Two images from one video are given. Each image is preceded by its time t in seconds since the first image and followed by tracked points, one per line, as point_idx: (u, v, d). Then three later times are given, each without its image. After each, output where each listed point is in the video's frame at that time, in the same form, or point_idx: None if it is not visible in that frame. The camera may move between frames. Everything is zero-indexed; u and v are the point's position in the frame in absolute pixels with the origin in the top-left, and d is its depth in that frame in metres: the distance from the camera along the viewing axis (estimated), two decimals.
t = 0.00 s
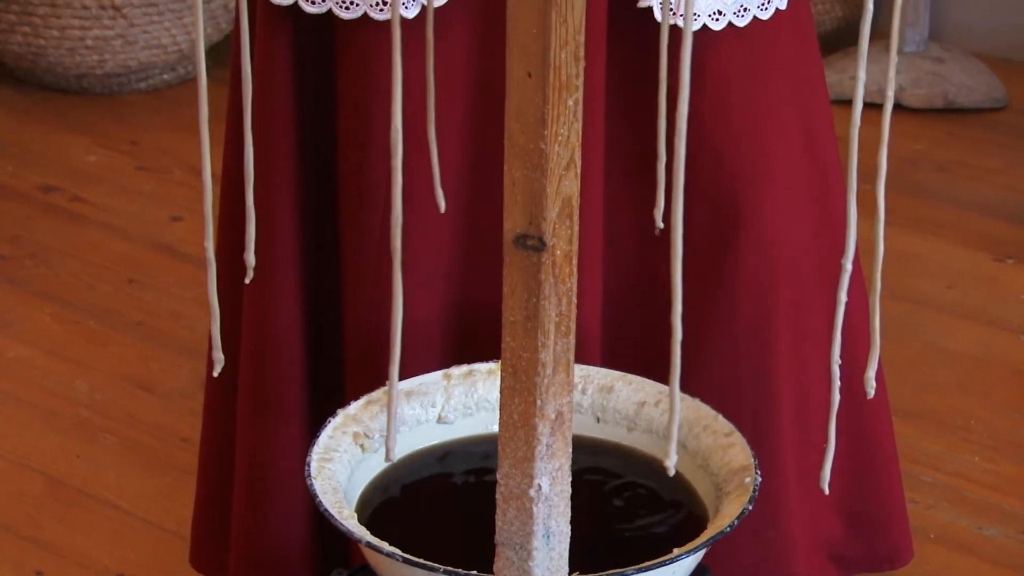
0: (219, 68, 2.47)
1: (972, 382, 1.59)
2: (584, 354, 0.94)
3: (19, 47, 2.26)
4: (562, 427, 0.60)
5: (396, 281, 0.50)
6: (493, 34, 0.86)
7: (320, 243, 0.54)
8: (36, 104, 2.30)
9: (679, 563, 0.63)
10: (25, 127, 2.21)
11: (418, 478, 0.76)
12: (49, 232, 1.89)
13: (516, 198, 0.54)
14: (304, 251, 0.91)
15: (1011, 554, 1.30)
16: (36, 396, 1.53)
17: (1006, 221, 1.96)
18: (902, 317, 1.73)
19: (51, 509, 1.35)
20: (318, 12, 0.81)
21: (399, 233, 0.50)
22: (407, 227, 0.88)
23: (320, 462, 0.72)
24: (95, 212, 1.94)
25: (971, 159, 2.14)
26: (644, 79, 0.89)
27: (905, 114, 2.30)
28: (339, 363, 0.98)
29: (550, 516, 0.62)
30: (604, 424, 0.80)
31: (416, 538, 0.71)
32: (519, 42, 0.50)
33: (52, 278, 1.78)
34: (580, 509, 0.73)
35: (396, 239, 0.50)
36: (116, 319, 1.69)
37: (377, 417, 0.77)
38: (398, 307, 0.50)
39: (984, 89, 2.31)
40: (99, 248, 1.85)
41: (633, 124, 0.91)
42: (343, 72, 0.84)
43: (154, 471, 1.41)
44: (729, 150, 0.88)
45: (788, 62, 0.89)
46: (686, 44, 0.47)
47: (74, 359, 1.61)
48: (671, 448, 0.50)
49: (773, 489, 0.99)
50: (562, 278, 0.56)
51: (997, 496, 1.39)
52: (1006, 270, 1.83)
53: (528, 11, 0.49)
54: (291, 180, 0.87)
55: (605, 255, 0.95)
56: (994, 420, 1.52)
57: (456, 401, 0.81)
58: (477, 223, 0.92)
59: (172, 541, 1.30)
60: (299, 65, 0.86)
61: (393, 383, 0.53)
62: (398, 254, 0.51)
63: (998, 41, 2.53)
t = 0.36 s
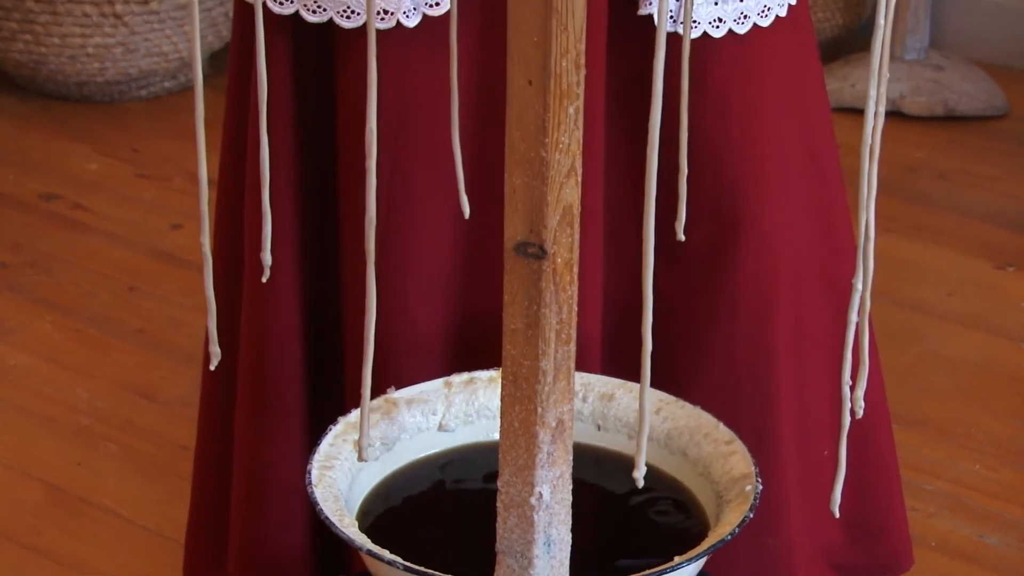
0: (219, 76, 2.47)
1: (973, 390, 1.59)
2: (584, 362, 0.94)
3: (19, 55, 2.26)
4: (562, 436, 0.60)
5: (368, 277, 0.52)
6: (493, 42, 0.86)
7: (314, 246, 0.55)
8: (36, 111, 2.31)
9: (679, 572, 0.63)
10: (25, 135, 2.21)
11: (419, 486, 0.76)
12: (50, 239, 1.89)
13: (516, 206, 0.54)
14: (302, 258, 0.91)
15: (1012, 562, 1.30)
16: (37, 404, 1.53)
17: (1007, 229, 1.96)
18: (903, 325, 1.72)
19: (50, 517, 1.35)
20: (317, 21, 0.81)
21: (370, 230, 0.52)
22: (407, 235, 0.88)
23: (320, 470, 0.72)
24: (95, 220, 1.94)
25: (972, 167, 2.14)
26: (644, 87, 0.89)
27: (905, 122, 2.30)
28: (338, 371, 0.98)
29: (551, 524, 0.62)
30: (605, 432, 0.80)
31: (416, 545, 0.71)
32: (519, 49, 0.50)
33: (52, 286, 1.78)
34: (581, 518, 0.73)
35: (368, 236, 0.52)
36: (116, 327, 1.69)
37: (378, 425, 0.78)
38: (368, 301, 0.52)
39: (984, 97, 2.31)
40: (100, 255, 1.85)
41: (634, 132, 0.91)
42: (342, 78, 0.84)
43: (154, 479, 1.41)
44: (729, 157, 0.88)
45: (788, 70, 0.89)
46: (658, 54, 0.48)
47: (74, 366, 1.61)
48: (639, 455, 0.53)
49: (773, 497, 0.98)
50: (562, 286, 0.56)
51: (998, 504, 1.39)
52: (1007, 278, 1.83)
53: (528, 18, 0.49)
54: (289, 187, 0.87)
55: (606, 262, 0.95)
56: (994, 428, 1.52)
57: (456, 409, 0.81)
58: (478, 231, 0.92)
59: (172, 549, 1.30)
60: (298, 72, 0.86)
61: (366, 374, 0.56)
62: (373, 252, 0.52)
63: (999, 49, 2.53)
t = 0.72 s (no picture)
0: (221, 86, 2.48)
1: (974, 400, 1.59)
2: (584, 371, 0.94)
3: (22, 66, 2.27)
4: (564, 445, 0.60)
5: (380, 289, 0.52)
6: (493, 52, 0.86)
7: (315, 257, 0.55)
8: (38, 122, 2.31)
9: None
10: (28, 145, 2.21)
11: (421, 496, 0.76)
12: (52, 250, 1.89)
13: (517, 217, 0.54)
14: (302, 268, 0.91)
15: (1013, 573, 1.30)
16: (38, 414, 1.53)
17: (1009, 239, 1.96)
18: (904, 336, 1.72)
19: (51, 527, 1.35)
20: (316, 31, 0.81)
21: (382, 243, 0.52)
22: (407, 245, 0.88)
23: (321, 480, 0.72)
24: (97, 230, 1.95)
25: (973, 177, 2.14)
26: (643, 98, 0.90)
27: (906, 132, 2.30)
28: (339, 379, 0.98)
29: (552, 534, 0.62)
30: (606, 441, 0.80)
31: (417, 555, 0.71)
32: (520, 60, 0.50)
33: (54, 296, 1.78)
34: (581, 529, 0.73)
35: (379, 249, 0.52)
36: (118, 337, 1.70)
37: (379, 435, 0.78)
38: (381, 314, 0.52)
39: (985, 107, 2.31)
40: (101, 266, 1.86)
41: (634, 142, 0.91)
42: (342, 88, 0.84)
43: (155, 489, 1.41)
44: (730, 167, 0.89)
45: (787, 79, 0.90)
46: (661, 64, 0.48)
47: (75, 377, 1.61)
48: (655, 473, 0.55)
49: (774, 506, 0.98)
50: (564, 296, 0.56)
51: (999, 515, 1.39)
52: (1008, 288, 1.83)
53: (530, 29, 0.49)
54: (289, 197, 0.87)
55: (605, 272, 0.95)
56: (996, 438, 1.52)
57: (458, 418, 0.80)
58: (478, 240, 0.92)
59: (173, 560, 1.30)
60: (297, 82, 0.87)
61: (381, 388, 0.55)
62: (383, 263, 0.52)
63: (1000, 60, 2.53)
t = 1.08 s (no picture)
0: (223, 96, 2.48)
1: (975, 410, 1.59)
2: (586, 380, 0.94)
3: (24, 75, 2.27)
4: (566, 455, 0.60)
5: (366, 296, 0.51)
6: (495, 61, 0.86)
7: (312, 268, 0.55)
8: (40, 131, 2.31)
9: None
10: (30, 155, 2.22)
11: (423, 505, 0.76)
12: (54, 259, 1.89)
13: (519, 227, 0.54)
14: (303, 278, 0.91)
15: None
16: (40, 424, 1.53)
17: (1011, 249, 1.96)
18: (907, 345, 1.72)
19: (52, 536, 1.35)
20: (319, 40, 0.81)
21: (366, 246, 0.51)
22: (410, 254, 0.88)
23: (323, 489, 0.72)
24: (99, 239, 1.95)
25: (974, 187, 2.15)
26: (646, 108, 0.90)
27: (908, 141, 2.30)
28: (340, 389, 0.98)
29: (554, 544, 0.62)
30: (608, 451, 0.79)
31: (417, 564, 0.70)
32: (523, 70, 0.50)
33: (56, 306, 1.78)
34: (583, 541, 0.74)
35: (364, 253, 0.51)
36: (119, 346, 1.70)
37: (381, 445, 0.78)
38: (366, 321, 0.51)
39: (986, 117, 2.31)
40: (103, 275, 1.86)
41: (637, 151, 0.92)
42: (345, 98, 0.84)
43: (157, 498, 1.41)
44: (731, 176, 0.89)
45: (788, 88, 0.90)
46: (647, 64, 0.48)
47: (77, 386, 1.61)
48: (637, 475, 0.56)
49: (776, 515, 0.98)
50: (566, 305, 0.56)
51: (1001, 524, 1.38)
52: (1011, 298, 1.83)
53: (532, 39, 0.49)
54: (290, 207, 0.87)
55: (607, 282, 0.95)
56: (997, 447, 1.52)
57: (460, 428, 0.80)
58: (479, 249, 0.92)
59: (173, 568, 1.30)
60: (299, 92, 0.87)
61: (364, 402, 0.55)
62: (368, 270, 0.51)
63: (1001, 69, 2.53)
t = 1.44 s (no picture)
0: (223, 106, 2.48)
1: (976, 420, 1.59)
2: (587, 390, 0.94)
3: (25, 85, 2.28)
4: (566, 464, 0.60)
5: (340, 300, 0.53)
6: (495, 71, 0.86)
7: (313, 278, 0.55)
8: (41, 141, 2.32)
9: None
10: (31, 165, 2.22)
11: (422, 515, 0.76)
12: (54, 269, 1.89)
13: (520, 236, 0.54)
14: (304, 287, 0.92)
15: None
16: (41, 434, 1.53)
17: (1011, 259, 1.96)
18: (907, 355, 1.72)
19: (52, 546, 1.34)
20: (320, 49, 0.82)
21: (342, 251, 0.52)
22: (411, 263, 0.88)
23: (323, 499, 0.72)
24: (100, 249, 1.95)
25: (975, 196, 2.15)
26: (646, 117, 0.90)
27: (908, 151, 2.30)
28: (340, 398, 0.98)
29: (554, 553, 0.62)
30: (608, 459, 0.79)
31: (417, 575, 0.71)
32: (523, 79, 0.50)
33: (56, 315, 1.78)
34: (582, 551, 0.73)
35: (339, 258, 0.52)
36: (120, 356, 1.70)
37: (381, 454, 0.77)
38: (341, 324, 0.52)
39: (986, 126, 2.31)
40: (104, 285, 1.86)
41: (638, 160, 0.92)
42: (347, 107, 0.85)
43: (157, 508, 1.41)
44: (732, 185, 0.89)
45: (789, 98, 0.90)
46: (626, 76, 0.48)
47: (77, 396, 1.61)
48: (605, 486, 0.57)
49: (777, 525, 0.98)
50: (565, 314, 0.56)
51: (1001, 534, 1.38)
52: (1011, 308, 1.83)
53: (532, 49, 0.49)
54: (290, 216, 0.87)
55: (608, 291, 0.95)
56: (998, 457, 1.52)
57: (459, 438, 0.80)
58: (479, 259, 0.92)
59: None
60: (299, 101, 0.87)
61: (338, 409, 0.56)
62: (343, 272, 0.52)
63: (1001, 79, 2.53)
